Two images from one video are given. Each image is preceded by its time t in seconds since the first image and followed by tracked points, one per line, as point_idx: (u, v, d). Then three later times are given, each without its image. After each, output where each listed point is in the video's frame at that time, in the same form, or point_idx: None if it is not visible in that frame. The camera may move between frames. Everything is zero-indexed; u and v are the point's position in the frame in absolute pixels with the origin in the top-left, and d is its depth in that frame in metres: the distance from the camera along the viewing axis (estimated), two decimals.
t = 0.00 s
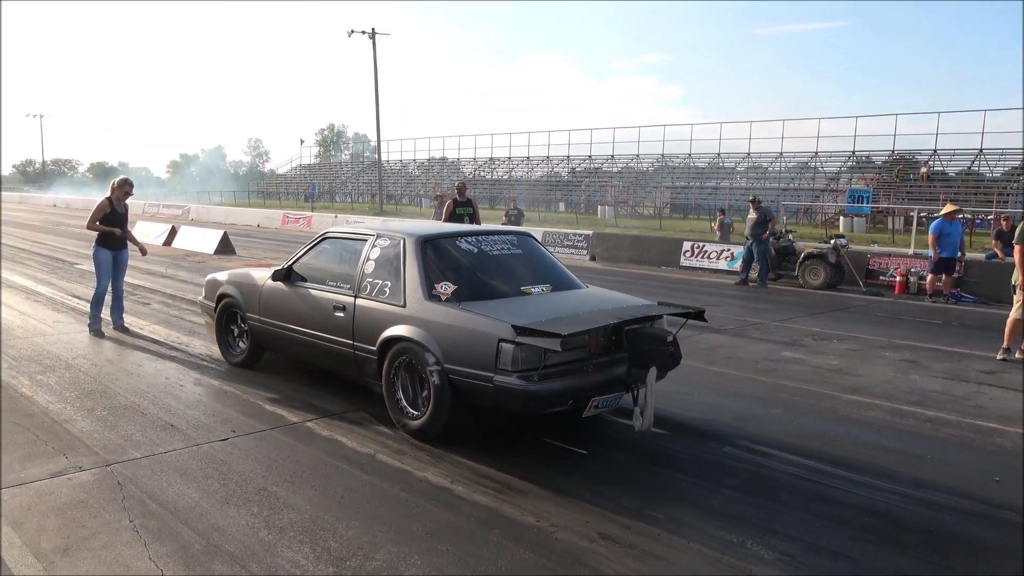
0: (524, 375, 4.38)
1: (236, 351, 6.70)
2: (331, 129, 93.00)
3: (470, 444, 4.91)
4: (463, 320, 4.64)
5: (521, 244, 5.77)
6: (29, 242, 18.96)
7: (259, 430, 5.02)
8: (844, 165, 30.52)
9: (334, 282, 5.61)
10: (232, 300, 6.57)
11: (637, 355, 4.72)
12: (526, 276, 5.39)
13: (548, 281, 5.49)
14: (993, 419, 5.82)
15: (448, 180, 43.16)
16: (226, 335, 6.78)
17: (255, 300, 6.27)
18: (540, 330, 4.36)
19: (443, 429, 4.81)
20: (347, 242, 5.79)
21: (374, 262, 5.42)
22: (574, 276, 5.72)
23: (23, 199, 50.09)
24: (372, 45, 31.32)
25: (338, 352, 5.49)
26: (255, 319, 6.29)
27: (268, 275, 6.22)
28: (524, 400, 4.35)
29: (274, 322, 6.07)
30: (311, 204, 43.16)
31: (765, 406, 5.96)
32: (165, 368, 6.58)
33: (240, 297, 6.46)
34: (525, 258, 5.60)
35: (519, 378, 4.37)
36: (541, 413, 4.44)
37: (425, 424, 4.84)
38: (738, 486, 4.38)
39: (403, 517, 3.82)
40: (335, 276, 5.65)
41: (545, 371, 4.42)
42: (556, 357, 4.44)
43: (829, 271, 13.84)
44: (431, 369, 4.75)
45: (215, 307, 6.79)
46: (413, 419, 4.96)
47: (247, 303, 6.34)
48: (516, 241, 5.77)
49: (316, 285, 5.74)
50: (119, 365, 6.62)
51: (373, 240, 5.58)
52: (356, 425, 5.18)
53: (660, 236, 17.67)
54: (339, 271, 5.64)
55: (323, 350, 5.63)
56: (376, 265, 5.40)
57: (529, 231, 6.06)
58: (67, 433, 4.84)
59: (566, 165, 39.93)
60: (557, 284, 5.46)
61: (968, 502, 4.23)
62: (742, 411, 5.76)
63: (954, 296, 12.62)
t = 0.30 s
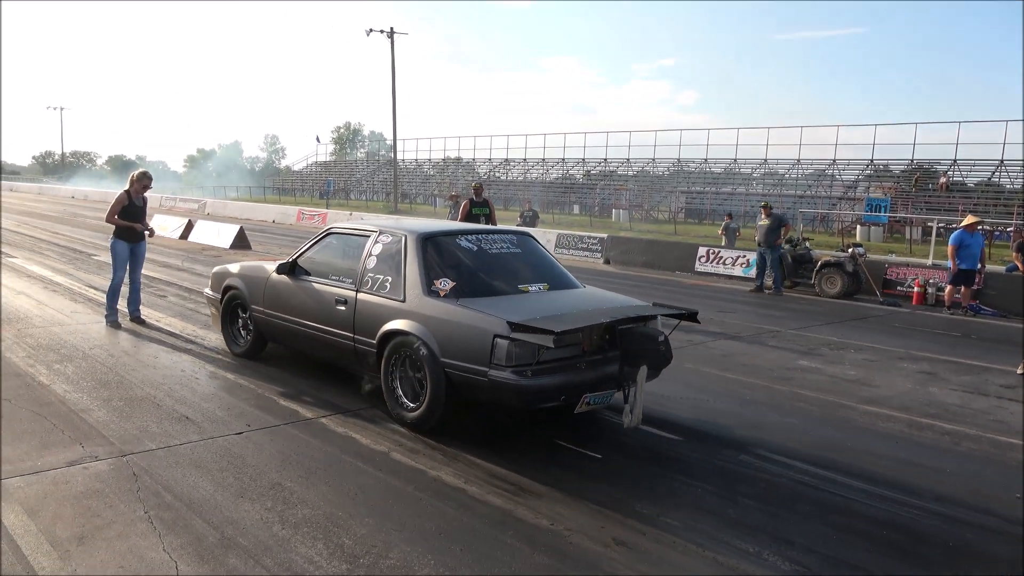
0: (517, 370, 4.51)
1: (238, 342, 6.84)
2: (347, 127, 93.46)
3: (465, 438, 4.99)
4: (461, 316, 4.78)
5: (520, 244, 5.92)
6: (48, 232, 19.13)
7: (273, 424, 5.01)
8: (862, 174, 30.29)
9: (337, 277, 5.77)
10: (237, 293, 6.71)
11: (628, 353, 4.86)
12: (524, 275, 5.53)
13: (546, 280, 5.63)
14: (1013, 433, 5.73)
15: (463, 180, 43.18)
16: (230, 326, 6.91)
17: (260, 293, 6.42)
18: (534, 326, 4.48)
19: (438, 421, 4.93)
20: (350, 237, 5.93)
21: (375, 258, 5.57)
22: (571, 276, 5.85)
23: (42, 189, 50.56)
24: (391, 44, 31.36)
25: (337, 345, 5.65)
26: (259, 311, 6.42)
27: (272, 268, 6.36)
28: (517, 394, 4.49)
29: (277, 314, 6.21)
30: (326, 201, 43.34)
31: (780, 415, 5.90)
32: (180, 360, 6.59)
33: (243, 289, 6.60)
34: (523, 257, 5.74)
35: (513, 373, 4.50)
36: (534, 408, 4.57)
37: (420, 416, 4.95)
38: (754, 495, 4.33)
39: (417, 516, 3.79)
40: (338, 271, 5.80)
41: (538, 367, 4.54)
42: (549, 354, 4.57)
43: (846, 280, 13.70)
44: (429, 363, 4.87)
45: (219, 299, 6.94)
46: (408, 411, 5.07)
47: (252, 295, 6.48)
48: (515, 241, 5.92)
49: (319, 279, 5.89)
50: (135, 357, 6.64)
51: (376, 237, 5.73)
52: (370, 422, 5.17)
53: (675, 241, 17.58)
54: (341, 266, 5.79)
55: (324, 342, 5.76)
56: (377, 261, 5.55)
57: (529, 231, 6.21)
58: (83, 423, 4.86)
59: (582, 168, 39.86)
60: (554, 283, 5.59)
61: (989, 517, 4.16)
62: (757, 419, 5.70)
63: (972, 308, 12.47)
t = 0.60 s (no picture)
0: (523, 364, 4.52)
1: (255, 334, 6.90)
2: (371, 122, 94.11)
3: (475, 432, 5.01)
4: (468, 310, 4.80)
5: (530, 240, 5.92)
6: (78, 223, 19.45)
7: (294, 418, 5.03)
8: (890, 175, 29.80)
9: (349, 270, 5.81)
10: (253, 284, 6.78)
11: (633, 350, 4.85)
12: (534, 271, 5.53)
13: (555, 276, 5.62)
14: None
15: (486, 177, 43.21)
16: (246, 318, 6.98)
17: (275, 285, 6.48)
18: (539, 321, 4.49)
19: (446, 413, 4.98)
20: (362, 230, 5.98)
21: (386, 252, 5.60)
22: (580, 272, 5.84)
23: (73, 181, 51.48)
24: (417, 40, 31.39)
25: (349, 337, 5.69)
26: (274, 302, 6.49)
27: (287, 261, 6.42)
28: (522, 388, 4.51)
29: (292, 306, 6.27)
30: (350, 196, 43.62)
31: (805, 419, 5.80)
32: (203, 353, 6.64)
33: (260, 281, 6.67)
34: (533, 253, 5.75)
35: (518, 367, 4.52)
36: (539, 402, 4.59)
37: (428, 408, 5.01)
38: (777, 500, 4.26)
39: (435, 514, 3.78)
40: (350, 264, 5.84)
41: (543, 361, 4.55)
42: (555, 349, 4.58)
43: (873, 282, 13.48)
44: (436, 356, 4.92)
45: (237, 291, 7.01)
46: (417, 402, 5.14)
47: (267, 287, 6.55)
48: (525, 237, 5.93)
49: (332, 273, 5.93)
50: (160, 348, 6.70)
51: (387, 231, 5.76)
52: (390, 418, 5.16)
53: (699, 240, 17.43)
54: (354, 260, 5.83)
55: (337, 334, 5.82)
56: (388, 255, 5.58)
57: (539, 228, 6.21)
58: (108, 413, 4.91)
59: (605, 165, 39.70)
60: (563, 279, 5.58)
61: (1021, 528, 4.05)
62: (781, 422, 5.61)
63: (1003, 312, 12.20)
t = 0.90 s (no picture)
0: (532, 365, 4.52)
1: (272, 335, 6.95)
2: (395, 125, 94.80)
3: (487, 434, 5.01)
4: (478, 311, 4.81)
5: (542, 241, 5.90)
6: (107, 227, 19.78)
7: (312, 421, 5.06)
8: (919, 174, 29.25)
9: (363, 272, 5.84)
10: (270, 287, 6.84)
11: (643, 351, 4.81)
12: (545, 272, 5.50)
13: (566, 277, 5.59)
14: None
15: (508, 179, 43.24)
16: (264, 320, 7.05)
17: (292, 287, 6.53)
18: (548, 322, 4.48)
19: (457, 413, 5.00)
20: (377, 232, 6.01)
21: (399, 254, 5.62)
22: (592, 273, 5.81)
23: (103, 185, 52.43)
24: (440, 44, 31.47)
25: (362, 339, 5.72)
26: (291, 304, 6.54)
27: (304, 263, 6.47)
28: (531, 388, 4.50)
29: (307, 308, 6.31)
30: (373, 199, 43.90)
31: (829, 423, 5.70)
32: (224, 355, 6.71)
33: (277, 283, 6.73)
34: (545, 254, 5.72)
35: (527, 368, 4.51)
36: (549, 403, 4.57)
37: (440, 408, 5.04)
38: (798, 506, 4.19)
39: (449, 518, 3.77)
40: (364, 266, 5.87)
41: (552, 362, 4.53)
42: (564, 349, 4.56)
43: (900, 284, 13.25)
44: (447, 357, 4.93)
45: (255, 293, 7.08)
46: (428, 402, 5.16)
47: (284, 290, 6.60)
48: (536, 238, 5.90)
49: (346, 274, 5.97)
50: (182, 351, 6.78)
51: (400, 233, 5.79)
52: (407, 421, 5.17)
53: (722, 241, 17.26)
54: (368, 262, 5.86)
55: (351, 336, 5.85)
56: (401, 257, 5.60)
57: (551, 229, 6.18)
58: (129, 416, 4.97)
59: (628, 166, 39.51)
60: (575, 281, 5.55)
61: None
62: (803, 426, 5.52)
63: None
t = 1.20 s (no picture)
0: (546, 368, 4.51)
1: (289, 339, 7.00)
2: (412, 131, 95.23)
3: (502, 437, 5.01)
4: (492, 315, 4.81)
5: (556, 244, 5.89)
6: (128, 233, 20.06)
7: (329, 424, 5.08)
8: (941, 176, 28.85)
9: (378, 276, 5.86)
10: (288, 291, 6.89)
11: (657, 354, 4.78)
12: (560, 275, 5.49)
13: (581, 280, 5.58)
14: None
15: (525, 183, 43.27)
16: (281, 323, 7.10)
17: (308, 291, 6.58)
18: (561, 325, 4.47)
19: (471, 417, 5.02)
20: (392, 236, 6.04)
21: (414, 258, 5.64)
22: (606, 276, 5.79)
23: (126, 192, 53.20)
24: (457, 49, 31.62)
25: (377, 342, 5.74)
26: (307, 308, 6.59)
27: (320, 267, 6.52)
28: (545, 391, 4.50)
29: (323, 312, 6.35)
30: (390, 204, 44.12)
31: (849, 428, 5.62)
32: (243, 359, 6.77)
33: (294, 287, 6.78)
34: (559, 258, 5.71)
35: (541, 371, 4.51)
36: (563, 406, 4.57)
37: (454, 412, 5.05)
38: (817, 512, 4.14)
39: (465, 522, 3.77)
40: (379, 269, 5.90)
41: (566, 365, 4.52)
42: (578, 352, 4.55)
43: (921, 287, 13.08)
44: (461, 361, 4.94)
45: (272, 296, 7.14)
46: (442, 405, 5.18)
47: (301, 293, 6.65)
48: (551, 241, 5.90)
49: (362, 278, 6.00)
50: (201, 355, 6.85)
51: (415, 237, 5.81)
52: (423, 425, 5.17)
53: (741, 244, 17.14)
54: (383, 266, 5.88)
55: (367, 340, 5.87)
56: (416, 261, 5.62)
57: (566, 232, 6.17)
58: (149, 418, 5.03)
59: (645, 169, 39.37)
60: (589, 284, 5.54)
61: None
62: (823, 431, 5.45)
63: None
